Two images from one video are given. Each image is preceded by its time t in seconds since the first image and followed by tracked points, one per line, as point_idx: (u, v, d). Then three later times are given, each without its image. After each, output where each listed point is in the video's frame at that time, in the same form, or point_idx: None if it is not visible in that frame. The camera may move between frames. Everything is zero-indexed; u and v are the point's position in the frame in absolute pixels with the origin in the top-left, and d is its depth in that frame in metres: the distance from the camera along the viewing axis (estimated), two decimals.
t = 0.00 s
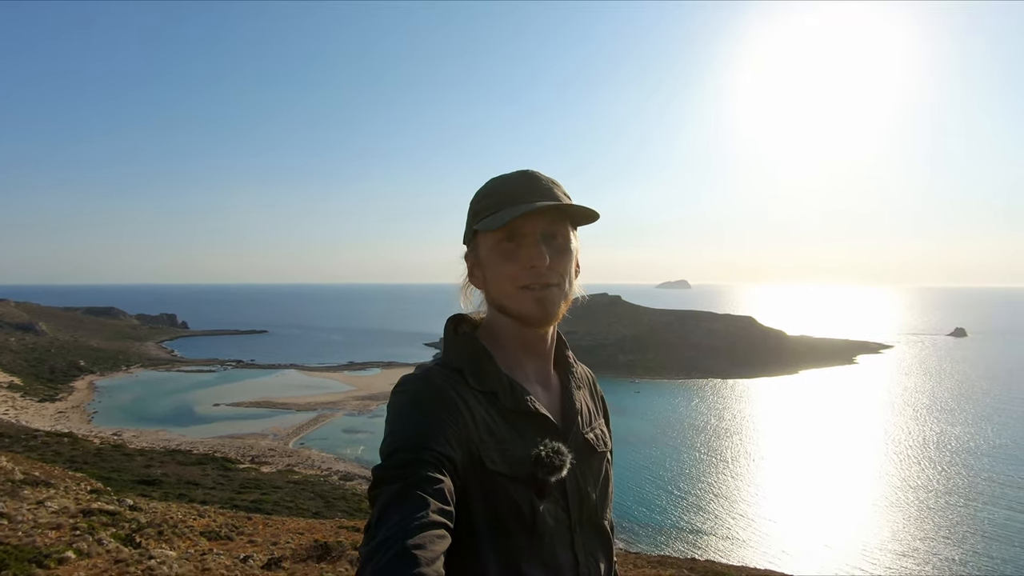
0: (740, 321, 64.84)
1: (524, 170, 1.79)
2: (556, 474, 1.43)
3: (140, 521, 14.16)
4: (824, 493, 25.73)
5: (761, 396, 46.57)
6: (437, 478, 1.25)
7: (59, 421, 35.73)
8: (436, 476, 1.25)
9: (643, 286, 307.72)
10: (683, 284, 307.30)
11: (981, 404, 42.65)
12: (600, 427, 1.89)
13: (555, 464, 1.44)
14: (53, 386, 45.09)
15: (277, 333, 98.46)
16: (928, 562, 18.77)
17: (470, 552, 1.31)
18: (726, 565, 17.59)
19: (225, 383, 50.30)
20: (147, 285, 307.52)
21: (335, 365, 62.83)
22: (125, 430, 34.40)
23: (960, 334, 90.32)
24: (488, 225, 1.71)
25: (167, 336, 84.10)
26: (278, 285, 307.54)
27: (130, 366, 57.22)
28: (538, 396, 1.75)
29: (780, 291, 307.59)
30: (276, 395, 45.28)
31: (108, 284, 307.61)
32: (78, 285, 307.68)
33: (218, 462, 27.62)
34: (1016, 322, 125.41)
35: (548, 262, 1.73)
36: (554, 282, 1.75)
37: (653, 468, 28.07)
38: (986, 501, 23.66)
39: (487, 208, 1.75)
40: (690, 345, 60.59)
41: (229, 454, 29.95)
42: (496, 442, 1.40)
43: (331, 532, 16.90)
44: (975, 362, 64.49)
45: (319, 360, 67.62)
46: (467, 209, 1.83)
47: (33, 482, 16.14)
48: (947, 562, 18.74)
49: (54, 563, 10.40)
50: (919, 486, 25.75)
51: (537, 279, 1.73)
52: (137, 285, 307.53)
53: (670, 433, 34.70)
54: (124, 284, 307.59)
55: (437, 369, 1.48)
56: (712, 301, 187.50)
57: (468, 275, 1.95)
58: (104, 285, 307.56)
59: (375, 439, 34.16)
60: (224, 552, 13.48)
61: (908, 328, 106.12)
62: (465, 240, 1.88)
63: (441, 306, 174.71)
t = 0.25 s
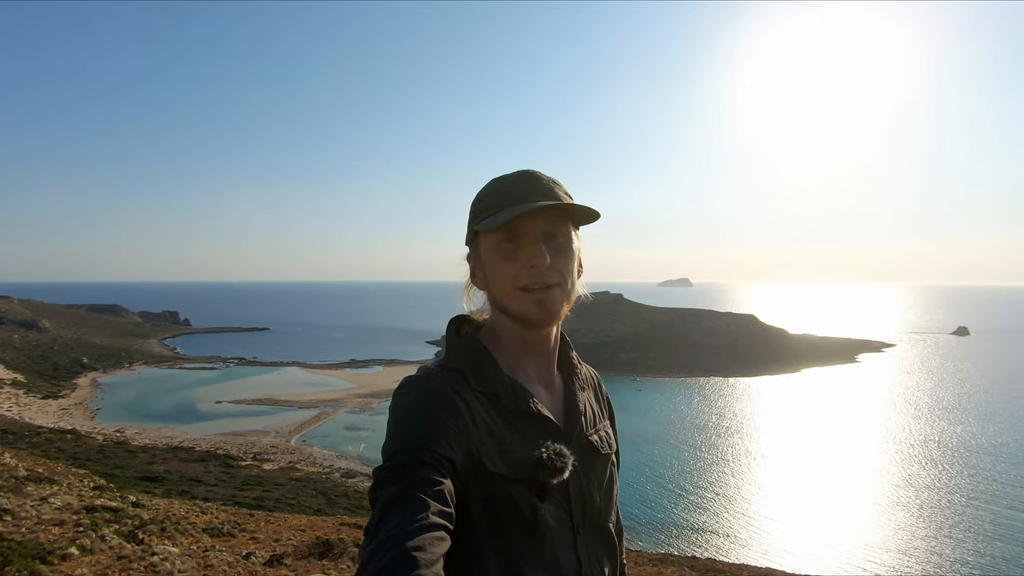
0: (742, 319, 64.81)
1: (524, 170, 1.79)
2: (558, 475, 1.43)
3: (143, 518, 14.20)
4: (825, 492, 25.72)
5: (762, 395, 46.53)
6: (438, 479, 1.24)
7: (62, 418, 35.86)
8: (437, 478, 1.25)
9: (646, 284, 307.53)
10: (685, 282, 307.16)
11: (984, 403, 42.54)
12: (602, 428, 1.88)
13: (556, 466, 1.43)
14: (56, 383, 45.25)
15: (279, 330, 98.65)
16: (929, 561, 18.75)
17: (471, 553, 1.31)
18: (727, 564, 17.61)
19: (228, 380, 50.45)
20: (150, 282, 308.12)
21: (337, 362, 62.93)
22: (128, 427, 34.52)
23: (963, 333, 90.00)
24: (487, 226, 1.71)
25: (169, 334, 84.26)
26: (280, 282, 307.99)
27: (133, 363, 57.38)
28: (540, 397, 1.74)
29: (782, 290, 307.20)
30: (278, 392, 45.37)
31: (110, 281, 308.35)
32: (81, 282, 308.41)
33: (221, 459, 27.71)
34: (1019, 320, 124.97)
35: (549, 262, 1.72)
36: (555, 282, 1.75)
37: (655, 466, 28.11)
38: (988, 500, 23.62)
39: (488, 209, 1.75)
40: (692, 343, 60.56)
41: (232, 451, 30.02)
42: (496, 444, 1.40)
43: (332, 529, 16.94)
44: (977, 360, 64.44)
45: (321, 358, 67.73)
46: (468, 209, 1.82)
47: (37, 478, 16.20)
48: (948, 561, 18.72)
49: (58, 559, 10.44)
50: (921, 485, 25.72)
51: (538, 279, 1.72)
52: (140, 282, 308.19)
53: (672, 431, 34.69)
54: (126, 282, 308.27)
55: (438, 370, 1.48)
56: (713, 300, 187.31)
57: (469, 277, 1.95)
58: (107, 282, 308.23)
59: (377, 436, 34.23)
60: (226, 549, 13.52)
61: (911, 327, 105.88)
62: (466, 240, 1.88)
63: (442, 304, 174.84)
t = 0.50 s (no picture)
0: (742, 317, 64.90)
1: (530, 170, 1.79)
2: (564, 475, 1.43)
3: (143, 516, 14.22)
4: (825, 490, 25.73)
5: (762, 393, 46.56)
6: (444, 478, 1.25)
7: (63, 416, 35.91)
8: (443, 477, 1.25)
9: (646, 282, 307.58)
10: (685, 280, 307.28)
11: (983, 401, 42.59)
12: (607, 427, 1.89)
13: (562, 466, 1.43)
14: (57, 381, 45.31)
15: (280, 328, 98.80)
16: (929, 560, 18.77)
17: (477, 553, 1.31)
18: (727, 562, 17.64)
19: (228, 378, 50.48)
20: (150, 280, 308.19)
21: (338, 360, 62.99)
22: (128, 425, 34.58)
23: (963, 331, 89.96)
24: (493, 226, 1.71)
25: (170, 332, 84.35)
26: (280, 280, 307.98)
27: (133, 361, 57.45)
28: (546, 397, 1.74)
29: (782, 288, 307.27)
30: (279, 390, 45.43)
31: (111, 279, 308.42)
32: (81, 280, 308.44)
33: (221, 457, 27.75)
34: (1019, 318, 124.88)
35: (555, 262, 1.72)
36: (560, 281, 1.75)
37: (654, 464, 28.14)
38: (987, 499, 23.64)
39: (493, 208, 1.75)
40: (692, 341, 60.61)
41: (232, 449, 30.07)
42: (502, 443, 1.39)
43: (333, 527, 16.98)
44: (976, 359, 64.53)
45: (321, 356, 67.78)
46: (474, 208, 1.82)
47: (37, 476, 16.23)
48: (948, 560, 18.74)
49: (59, 556, 10.46)
50: (921, 484, 25.73)
51: (544, 278, 1.72)
52: (140, 280, 308.24)
53: (672, 429, 34.72)
54: (127, 280, 308.33)
55: (445, 370, 1.48)
56: (714, 298, 187.32)
57: (474, 276, 1.95)
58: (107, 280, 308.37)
59: (377, 434, 34.25)
60: (227, 547, 13.54)
61: (911, 325, 105.89)
62: (472, 239, 1.88)
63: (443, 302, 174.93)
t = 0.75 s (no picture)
0: (742, 317, 64.92)
1: (528, 168, 1.79)
2: (563, 474, 1.43)
3: (143, 515, 14.22)
4: (824, 489, 25.73)
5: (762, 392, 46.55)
6: (444, 477, 1.25)
7: (62, 415, 35.91)
8: (443, 473, 1.26)
9: (646, 281, 307.59)
10: (686, 279, 307.34)
11: (983, 401, 42.56)
12: (607, 427, 1.89)
13: (562, 463, 1.44)
14: (57, 380, 45.27)
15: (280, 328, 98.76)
16: (929, 559, 18.78)
17: (477, 549, 1.31)
18: (727, 561, 17.64)
19: (228, 377, 50.48)
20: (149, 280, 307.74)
21: (338, 360, 63.00)
22: (128, 424, 34.57)
23: (963, 331, 89.90)
24: (492, 224, 1.71)
25: (169, 331, 84.33)
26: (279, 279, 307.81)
27: (133, 360, 57.41)
28: (545, 397, 1.74)
29: (782, 287, 307.29)
30: (278, 390, 45.43)
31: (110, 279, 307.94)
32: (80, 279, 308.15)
33: (221, 456, 27.74)
34: (1020, 318, 124.77)
35: (553, 260, 1.72)
36: (559, 280, 1.75)
37: (653, 463, 28.16)
38: (987, 498, 23.65)
39: (493, 207, 1.75)
40: (691, 340, 60.60)
41: (232, 448, 30.08)
42: (501, 440, 1.40)
43: (332, 526, 16.96)
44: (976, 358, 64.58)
45: (321, 355, 67.76)
46: (473, 206, 1.82)
47: (38, 476, 16.22)
48: (948, 560, 18.73)
49: (58, 555, 10.45)
50: (921, 483, 25.73)
51: (543, 277, 1.72)
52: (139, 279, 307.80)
53: (672, 428, 34.71)
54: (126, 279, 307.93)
55: (445, 367, 1.49)
56: (713, 297, 187.26)
57: (473, 274, 1.95)
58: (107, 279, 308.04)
59: (377, 434, 34.26)
60: (226, 546, 13.55)
61: (911, 325, 105.82)
62: (471, 239, 1.88)
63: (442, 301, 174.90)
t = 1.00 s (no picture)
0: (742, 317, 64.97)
1: (526, 168, 1.79)
2: (559, 474, 1.43)
3: (143, 516, 14.23)
4: (824, 490, 25.70)
5: (761, 393, 46.56)
6: (441, 476, 1.25)
7: (63, 416, 35.90)
8: (439, 471, 1.26)
9: (646, 281, 307.71)
10: (686, 280, 307.33)
11: (983, 401, 42.53)
12: (604, 426, 1.88)
13: (557, 464, 1.44)
14: (57, 381, 45.29)
15: (280, 328, 98.79)
16: (929, 560, 18.77)
17: (473, 549, 1.31)
18: (727, 562, 17.64)
19: (228, 378, 50.52)
20: (149, 280, 307.48)
21: (338, 360, 62.98)
22: (128, 425, 34.58)
23: (963, 332, 89.82)
24: (490, 223, 1.70)
25: (170, 332, 84.36)
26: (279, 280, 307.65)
27: (133, 361, 57.43)
28: (541, 397, 1.74)
29: (782, 287, 307.37)
30: (278, 390, 45.43)
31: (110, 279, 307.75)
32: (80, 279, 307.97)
33: (221, 457, 27.75)
34: (1020, 318, 124.64)
35: (551, 261, 1.72)
36: (557, 281, 1.75)
37: (653, 464, 28.14)
38: (987, 499, 23.63)
39: (490, 208, 1.75)
40: (691, 341, 60.63)
41: (232, 449, 30.07)
42: (497, 440, 1.40)
43: (333, 527, 16.97)
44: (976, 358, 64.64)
45: (321, 355, 67.80)
46: (470, 207, 1.82)
47: (38, 476, 16.24)
48: (949, 561, 18.70)
49: (58, 556, 10.45)
50: (921, 484, 25.72)
51: (540, 278, 1.72)
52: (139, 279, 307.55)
53: (672, 428, 34.73)
54: (126, 279, 307.72)
55: (442, 366, 1.49)
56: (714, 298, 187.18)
57: (470, 275, 1.95)
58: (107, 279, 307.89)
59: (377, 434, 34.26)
60: (227, 546, 13.55)
61: (912, 325, 105.69)
62: (468, 241, 1.89)
63: (442, 302, 174.84)
